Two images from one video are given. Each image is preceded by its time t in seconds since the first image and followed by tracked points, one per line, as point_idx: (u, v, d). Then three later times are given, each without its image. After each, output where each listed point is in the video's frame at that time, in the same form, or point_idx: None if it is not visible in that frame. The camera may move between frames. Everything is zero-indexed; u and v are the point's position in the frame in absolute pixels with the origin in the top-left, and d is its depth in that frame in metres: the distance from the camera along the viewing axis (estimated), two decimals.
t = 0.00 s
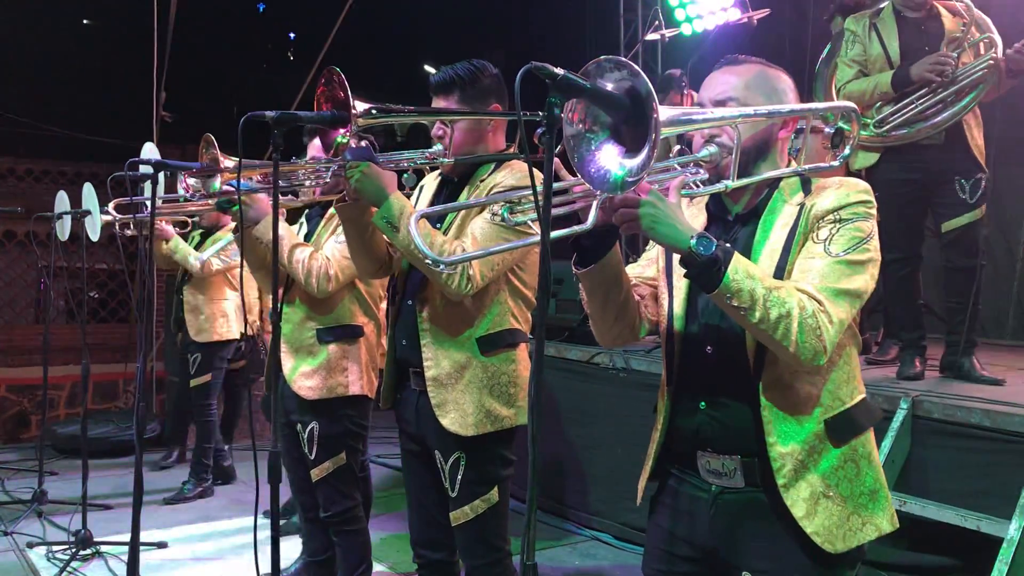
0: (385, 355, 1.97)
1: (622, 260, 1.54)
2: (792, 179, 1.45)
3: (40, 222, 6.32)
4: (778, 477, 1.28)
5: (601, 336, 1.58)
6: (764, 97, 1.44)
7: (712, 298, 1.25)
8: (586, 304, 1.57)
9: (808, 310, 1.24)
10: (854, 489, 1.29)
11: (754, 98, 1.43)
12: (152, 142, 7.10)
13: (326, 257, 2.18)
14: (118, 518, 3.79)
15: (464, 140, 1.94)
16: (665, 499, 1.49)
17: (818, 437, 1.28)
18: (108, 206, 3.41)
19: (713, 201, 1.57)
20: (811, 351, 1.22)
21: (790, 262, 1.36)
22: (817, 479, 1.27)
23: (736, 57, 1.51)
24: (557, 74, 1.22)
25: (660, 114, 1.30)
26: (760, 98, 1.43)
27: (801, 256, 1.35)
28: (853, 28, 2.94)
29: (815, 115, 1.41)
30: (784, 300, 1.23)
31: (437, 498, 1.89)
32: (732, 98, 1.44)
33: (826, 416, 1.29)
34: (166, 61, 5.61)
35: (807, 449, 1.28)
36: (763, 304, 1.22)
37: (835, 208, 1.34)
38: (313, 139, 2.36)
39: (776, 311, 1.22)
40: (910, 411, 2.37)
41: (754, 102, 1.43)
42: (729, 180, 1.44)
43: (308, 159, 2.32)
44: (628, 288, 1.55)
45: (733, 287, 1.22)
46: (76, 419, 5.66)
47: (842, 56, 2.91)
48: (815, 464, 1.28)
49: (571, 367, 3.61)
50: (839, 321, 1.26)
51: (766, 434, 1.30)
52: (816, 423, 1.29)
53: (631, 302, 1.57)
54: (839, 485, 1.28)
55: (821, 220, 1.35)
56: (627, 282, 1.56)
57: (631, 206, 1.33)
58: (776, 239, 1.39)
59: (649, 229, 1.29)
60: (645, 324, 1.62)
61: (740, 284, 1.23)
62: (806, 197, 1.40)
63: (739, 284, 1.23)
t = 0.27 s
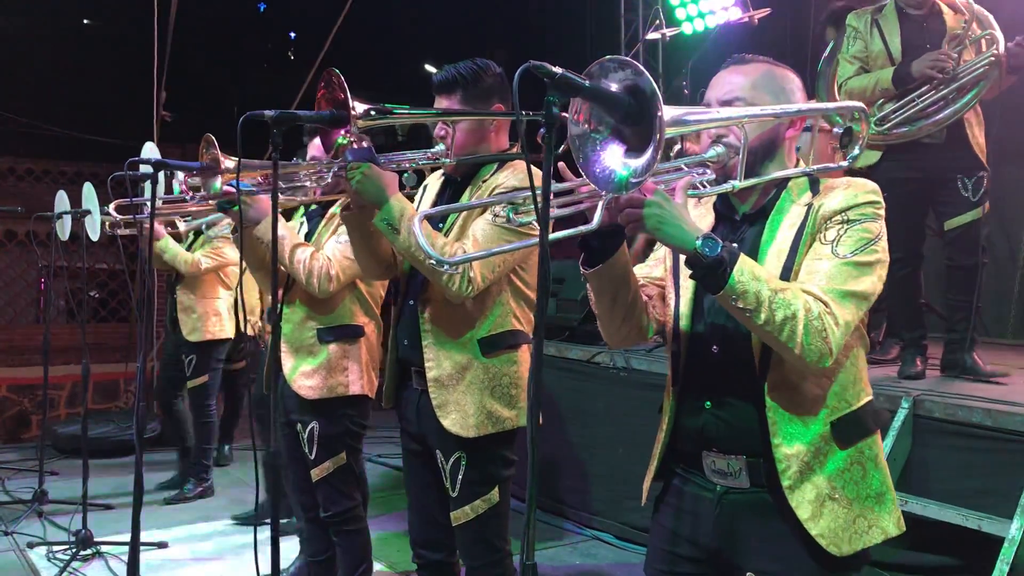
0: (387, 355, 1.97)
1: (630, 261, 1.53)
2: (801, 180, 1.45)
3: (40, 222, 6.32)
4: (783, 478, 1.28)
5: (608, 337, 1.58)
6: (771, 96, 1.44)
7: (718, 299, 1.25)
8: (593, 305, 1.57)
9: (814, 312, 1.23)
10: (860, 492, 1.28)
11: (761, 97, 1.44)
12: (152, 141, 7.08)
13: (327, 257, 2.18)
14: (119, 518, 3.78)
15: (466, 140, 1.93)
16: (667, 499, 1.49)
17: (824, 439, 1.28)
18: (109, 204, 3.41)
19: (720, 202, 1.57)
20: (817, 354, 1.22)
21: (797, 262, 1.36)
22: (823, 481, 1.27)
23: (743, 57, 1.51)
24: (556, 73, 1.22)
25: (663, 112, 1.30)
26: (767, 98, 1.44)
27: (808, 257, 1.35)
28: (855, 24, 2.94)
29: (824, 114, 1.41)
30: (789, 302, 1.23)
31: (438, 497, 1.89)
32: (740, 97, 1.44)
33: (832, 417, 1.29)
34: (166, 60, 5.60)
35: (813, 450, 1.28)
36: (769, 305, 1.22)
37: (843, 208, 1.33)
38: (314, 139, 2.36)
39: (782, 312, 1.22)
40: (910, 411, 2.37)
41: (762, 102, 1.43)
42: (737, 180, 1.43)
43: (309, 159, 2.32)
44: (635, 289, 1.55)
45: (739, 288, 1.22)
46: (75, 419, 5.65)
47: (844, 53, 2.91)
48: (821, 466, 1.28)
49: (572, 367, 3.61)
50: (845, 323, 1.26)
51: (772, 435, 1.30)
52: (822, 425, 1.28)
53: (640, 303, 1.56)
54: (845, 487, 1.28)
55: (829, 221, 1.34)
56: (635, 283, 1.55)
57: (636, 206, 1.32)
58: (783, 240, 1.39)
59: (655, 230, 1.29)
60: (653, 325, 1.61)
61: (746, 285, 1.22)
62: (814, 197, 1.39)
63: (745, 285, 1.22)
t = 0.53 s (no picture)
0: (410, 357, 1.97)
1: (662, 266, 1.53)
2: (834, 185, 1.44)
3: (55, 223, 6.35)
4: (814, 485, 1.27)
5: (641, 342, 1.58)
6: (804, 102, 1.43)
7: (749, 307, 1.25)
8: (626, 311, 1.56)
9: (846, 322, 1.23)
10: (892, 501, 1.28)
11: (795, 103, 1.43)
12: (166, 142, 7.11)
13: (342, 259, 2.18)
14: (134, 518, 3.79)
15: (491, 143, 1.89)
16: (689, 501, 1.48)
17: (857, 448, 1.27)
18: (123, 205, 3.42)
19: (752, 207, 1.56)
20: (848, 363, 1.22)
21: (830, 270, 1.36)
22: (855, 489, 1.26)
23: (775, 63, 1.51)
24: (567, 74, 1.22)
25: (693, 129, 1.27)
26: (801, 104, 1.43)
27: (841, 265, 1.34)
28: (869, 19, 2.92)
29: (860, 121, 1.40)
30: (821, 311, 1.23)
31: (455, 499, 1.88)
32: (771, 103, 1.43)
33: (865, 425, 1.28)
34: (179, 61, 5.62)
35: (845, 458, 1.27)
36: (800, 315, 1.22)
37: (877, 216, 1.34)
38: (330, 140, 2.36)
39: (813, 322, 1.22)
40: (926, 411, 2.36)
41: (795, 107, 1.42)
42: (770, 187, 1.42)
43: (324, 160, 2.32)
44: (668, 295, 1.54)
45: (770, 296, 1.22)
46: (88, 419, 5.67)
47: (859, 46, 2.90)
48: (853, 473, 1.27)
49: (585, 367, 3.60)
50: (877, 332, 1.26)
51: (803, 441, 1.29)
52: (854, 433, 1.28)
53: (672, 309, 1.56)
54: (879, 496, 1.27)
55: (862, 228, 1.35)
56: (667, 289, 1.55)
57: (664, 216, 1.32)
58: (815, 246, 1.38)
59: (685, 238, 1.29)
60: (688, 332, 1.59)
61: (777, 294, 1.22)
62: (848, 204, 1.39)
63: (776, 294, 1.22)
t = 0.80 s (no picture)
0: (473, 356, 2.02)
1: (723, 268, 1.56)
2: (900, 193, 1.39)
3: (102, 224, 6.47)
4: (874, 489, 1.27)
5: (698, 341, 1.62)
6: (875, 105, 1.41)
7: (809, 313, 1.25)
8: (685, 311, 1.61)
9: (908, 327, 1.21)
10: (956, 507, 1.25)
11: (865, 106, 1.40)
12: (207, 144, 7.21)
13: (386, 259, 2.19)
14: (179, 514, 3.85)
15: (548, 143, 1.88)
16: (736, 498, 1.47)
17: (917, 452, 1.25)
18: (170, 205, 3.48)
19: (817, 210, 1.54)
20: (909, 369, 1.21)
21: (894, 275, 1.33)
22: (916, 494, 1.25)
23: (848, 65, 1.49)
24: (605, 75, 1.33)
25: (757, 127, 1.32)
26: (871, 106, 1.40)
27: (905, 270, 1.31)
28: (912, 15, 2.89)
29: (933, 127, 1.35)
30: (884, 316, 1.21)
31: (499, 499, 1.90)
32: (842, 106, 1.42)
33: (926, 430, 1.26)
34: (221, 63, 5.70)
35: (905, 463, 1.25)
36: (861, 320, 1.21)
37: (943, 221, 1.29)
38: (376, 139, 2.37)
39: (875, 327, 1.21)
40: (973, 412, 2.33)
41: (864, 111, 1.40)
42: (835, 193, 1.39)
43: (370, 160, 2.33)
44: (728, 295, 1.58)
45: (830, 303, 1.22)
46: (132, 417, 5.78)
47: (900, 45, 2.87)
48: (912, 478, 1.25)
49: (625, 367, 3.59)
50: (940, 339, 1.23)
51: (862, 446, 1.29)
52: (914, 438, 1.26)
53: (733, 309, 1.58)
54: (942, 502, 1.25)
55: (928, 233, 1.30)
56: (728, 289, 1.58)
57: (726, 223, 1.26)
58: (878, 252, 1.36)
59: (743, 240, 1.25)
60: (749, 331, 1.62)
61: (838, 301, 1.22)
62: (914, 208, 1.34)
63: (837, 300, 1.22)
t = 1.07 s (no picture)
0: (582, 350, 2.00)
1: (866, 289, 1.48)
2: None
3: (216, 218, 6.74)
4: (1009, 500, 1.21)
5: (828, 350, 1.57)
6: None
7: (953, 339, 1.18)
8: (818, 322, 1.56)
9: None
10: None
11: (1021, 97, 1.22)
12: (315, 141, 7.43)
13: (497, 253, 2.20)
14: (288, 498, 3.99)
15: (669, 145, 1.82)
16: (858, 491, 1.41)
17: None
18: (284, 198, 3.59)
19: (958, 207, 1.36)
20: None
21: None
22: None
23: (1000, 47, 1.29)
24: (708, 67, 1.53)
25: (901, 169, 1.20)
26: None
27: None
28: None
29: None
30: None
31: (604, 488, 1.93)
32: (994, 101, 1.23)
33: None
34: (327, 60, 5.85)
35: None
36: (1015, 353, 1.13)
37: None
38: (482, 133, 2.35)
39: None
40: None
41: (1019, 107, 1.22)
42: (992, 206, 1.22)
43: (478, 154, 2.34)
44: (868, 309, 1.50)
45: (983, 336, 1.14)
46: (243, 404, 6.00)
47: None
48: None
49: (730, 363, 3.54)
50: None
51: (999, 457, 1.22)
52: None
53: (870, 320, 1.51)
54: None
55: None
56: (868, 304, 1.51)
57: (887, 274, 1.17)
58: None
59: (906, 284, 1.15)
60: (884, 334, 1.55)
61: (990, 333, 1.14)
62: None
63: (989, 333, 1.14)
